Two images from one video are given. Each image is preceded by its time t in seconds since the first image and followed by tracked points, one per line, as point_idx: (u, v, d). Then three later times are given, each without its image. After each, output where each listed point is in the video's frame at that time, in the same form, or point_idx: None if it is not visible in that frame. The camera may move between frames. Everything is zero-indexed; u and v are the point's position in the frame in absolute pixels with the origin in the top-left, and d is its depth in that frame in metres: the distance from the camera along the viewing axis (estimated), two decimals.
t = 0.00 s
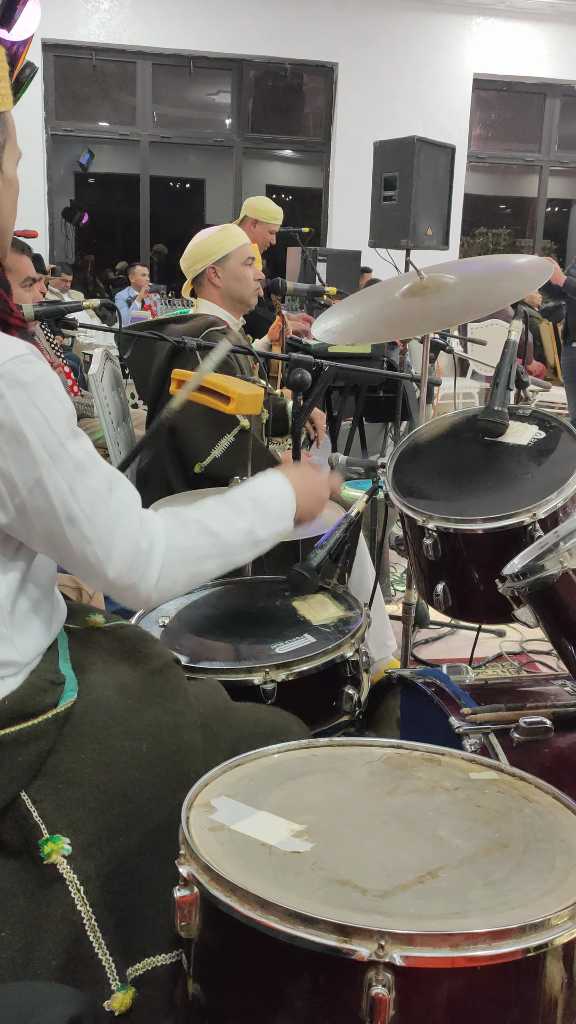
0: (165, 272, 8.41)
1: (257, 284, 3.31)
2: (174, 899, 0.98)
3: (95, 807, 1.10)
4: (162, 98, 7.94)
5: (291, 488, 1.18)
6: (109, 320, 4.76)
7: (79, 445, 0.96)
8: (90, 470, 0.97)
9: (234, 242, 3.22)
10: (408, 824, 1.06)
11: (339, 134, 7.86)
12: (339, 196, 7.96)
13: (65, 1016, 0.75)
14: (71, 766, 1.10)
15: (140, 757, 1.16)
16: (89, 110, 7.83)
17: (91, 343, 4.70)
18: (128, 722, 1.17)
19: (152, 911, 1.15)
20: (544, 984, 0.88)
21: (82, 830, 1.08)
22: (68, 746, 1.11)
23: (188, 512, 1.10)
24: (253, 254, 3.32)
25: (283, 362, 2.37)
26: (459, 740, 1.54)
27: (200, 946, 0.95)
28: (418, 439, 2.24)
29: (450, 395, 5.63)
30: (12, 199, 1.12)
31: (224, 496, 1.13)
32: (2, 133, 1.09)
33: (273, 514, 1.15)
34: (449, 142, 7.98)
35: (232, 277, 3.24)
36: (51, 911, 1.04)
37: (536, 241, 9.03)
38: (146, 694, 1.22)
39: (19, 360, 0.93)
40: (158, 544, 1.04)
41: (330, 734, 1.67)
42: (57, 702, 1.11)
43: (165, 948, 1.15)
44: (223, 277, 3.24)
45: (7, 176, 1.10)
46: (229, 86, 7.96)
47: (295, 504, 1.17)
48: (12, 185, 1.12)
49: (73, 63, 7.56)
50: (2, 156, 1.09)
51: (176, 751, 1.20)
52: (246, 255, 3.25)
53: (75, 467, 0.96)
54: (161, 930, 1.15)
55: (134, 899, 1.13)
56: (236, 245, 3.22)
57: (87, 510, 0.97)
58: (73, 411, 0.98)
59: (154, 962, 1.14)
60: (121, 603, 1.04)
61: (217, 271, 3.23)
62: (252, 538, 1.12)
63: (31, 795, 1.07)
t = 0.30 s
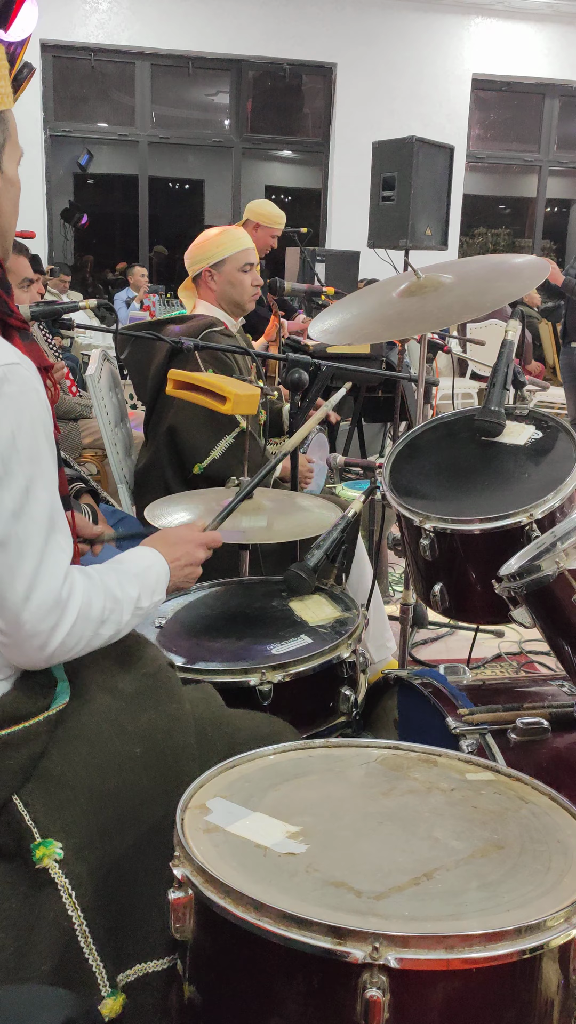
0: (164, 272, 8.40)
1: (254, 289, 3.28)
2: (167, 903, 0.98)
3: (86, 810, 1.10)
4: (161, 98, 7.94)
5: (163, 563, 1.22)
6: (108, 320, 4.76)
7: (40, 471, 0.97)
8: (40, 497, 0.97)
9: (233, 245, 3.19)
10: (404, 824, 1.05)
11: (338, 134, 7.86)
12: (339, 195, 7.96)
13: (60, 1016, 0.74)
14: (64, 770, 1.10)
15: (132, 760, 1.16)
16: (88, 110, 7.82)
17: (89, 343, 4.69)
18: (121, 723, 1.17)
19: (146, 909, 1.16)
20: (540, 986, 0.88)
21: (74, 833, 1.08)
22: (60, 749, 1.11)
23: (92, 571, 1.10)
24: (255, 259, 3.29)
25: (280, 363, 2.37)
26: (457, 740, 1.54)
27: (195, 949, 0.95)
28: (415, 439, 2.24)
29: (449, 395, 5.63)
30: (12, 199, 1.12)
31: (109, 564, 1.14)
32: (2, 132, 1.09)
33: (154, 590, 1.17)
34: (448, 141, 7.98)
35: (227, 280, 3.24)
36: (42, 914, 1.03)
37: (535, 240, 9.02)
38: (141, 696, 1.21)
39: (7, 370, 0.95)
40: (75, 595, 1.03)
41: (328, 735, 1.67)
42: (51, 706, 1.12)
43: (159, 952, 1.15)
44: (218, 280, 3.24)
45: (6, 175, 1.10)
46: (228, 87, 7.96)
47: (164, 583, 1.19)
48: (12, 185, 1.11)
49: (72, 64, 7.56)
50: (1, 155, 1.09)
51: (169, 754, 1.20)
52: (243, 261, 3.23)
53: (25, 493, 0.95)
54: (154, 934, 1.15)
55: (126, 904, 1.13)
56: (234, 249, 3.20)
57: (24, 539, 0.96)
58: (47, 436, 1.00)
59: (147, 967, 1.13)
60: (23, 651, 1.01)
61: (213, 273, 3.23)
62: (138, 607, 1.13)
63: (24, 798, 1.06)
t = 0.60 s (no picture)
0: (165, 273, 8.40)
1: (253, 291, 3.28)
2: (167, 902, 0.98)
3: (86, 810, 1.10)
4: (161, 100, 7.94)
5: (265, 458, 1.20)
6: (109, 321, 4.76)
7: (69, 450, 0.98)
8: (80, 473, 0.99)
9: (234, 247, 3.20)
10: (403, 826, 1.05)
11: (339, 135, 7.85)
12: (339, 197, 7.96)
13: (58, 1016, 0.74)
14: (62, 771, 1.10)
15: (131, 759, 1.16)
16: (89, 112, 7.82)
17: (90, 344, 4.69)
18: (119, 724, 1.17)
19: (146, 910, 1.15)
20: (539, 988, 0.87)
21: (72, 834, 1.08)
22: (58, 750, 1.11)
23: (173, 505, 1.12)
24: (257, 262, 3.28)
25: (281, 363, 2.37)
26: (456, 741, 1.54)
27: (193, 951, 0.95)
28: (415, 439, 2.24)
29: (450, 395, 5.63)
30: (3, 202, 1.11)
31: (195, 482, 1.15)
32: None
33: (249, 490, 1.16)
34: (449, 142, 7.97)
35: (226, 281, 3.24)
36: (41, 917, 1.03)
37: (536, 241, 9.01)
38: (138, 696, 1.21)
39: (6, 364, 0.94)
40: (149, 543, 1.06)
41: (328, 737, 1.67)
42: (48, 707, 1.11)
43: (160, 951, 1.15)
44: (218, 281, 3.25)
45: None
46: (229, 88, 7.97)
47: (267, 478, 1.19)
48: (6, 188, 1.11)
49: (73, 66, 7.57)
50: None
51: (168, 753, 1.20)
52: (242, 263, 3.22)
53: (64, 470, 0.97)
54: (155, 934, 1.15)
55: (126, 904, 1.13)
56: (235, 252, 3.20)
57: (80, 513, 0.98)
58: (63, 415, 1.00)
59: (149, 965, 1.14)
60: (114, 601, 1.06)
61: (212, 273, 3.24)
62: (233, 519, 1.14)
63: (22, 800, 1.06)
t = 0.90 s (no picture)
0: (168, 273, 8.40)
1: (254, 298, 3.28)
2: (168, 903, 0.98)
3: (86, 808, 1.10)
4: (164, 101, 7.94)
5: (186, 537, 1.23)
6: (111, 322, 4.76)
7: (29, 475, 0.96)
8: (35, 502, 0.97)
9: (240, 250, 3.20)
10: (405, 826, 1.05)
11: (342, 136, 7.85)
12: (341, 197, 7.97)
13: (62, 1017, 0.74)
14: (62, 770, 1.10)
15: (131, 756, 1.16)
16: (92, 113, 7.82)
17: (93, 344, 4.68)
18: (120, 721, 1.17)
19: (148, 905, 1.15)
20: (542, 989, 0.87)
21: (74, 832, 1.08)
22: (59, 748, 1.11)
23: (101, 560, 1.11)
24: (261, 268, 3.28)
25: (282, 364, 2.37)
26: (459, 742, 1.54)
27: (194, 951, 0.95)
28: (418, 438, 2.25)
29: (452, 395, 5.63)
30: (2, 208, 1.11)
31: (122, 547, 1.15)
32: None
33: (174, 566, 1.18)
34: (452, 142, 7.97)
35: (228, 284, 3.24)
36: (43, 915, 1.03)
37: (539, 240, 9.01)
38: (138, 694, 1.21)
39: None
40: (79, 591, 1.04)
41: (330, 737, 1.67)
42: (47, 704, 1.11)
43: (163, 947, 1.15)
44: (221, 281, 3.25)
45: None
46: (231, 88, 7.98)
47: (188, 560, 1.20)
48: (5, 194, 1.11)
49: (75, 67, 7.58)
50: None
51: (169, 749, 1.20)
52: (247, 266, 3.22)
53: (18, 499, 0.95)
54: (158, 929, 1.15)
55: (129, 900, 1.13)
56: (240, 254, 3.20)
57: (23, 545, 0.96)
58: (32, 437, 0.98)
59: (152, 961, 1.13)
60: (34, 648, 1.02)
61: (216, 274, 3.24)
62: (155, 589, 1.14)
63: (23, 799, 1.06)
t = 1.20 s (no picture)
0: (171, 273, 8.42)
1: (256, 302, 3.29)
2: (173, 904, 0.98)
3: (91, 812, 1.10)
4: (166, 101, 7.94)
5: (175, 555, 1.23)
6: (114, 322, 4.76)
7: (37, 477, 0.96)
8: (42, 505, 0.96)
9: (247, 254, 3.20)
10: (409, 826, 1.05)
11: (344, 136, 7.85)
12: (344, 197, 7.97)
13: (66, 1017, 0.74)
14: (66, 773, 1.10)
15: (134, 760, 1.16)
16: (94, 114, 7.82)
17: (95, 344, 4.68)
18: (124, 724, 1.17)
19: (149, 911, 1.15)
20: (546, 988, 0.87)
21: (77, 836, 1.08)
22: (62, 751, 1.11)
23: (100, 567, 1.11)
24: (264, 272, 3.29)
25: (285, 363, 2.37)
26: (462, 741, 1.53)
27: (199, 951, 0.95)
28: (421, 438, 2.25)
29: (454, 395, 5.63)
30: (10, 218, 1.13)
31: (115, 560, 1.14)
32: (10, 150, 1.13)
33: (163, 580, 1.17)
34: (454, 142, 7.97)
35: (232, 286, 3.24)
36: (47, 918, 1.03)
37: (541, 240, 9.00)
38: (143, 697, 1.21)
39: None
40: (87, 595, 1.05)
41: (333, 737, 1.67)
42: (51, 707, 1.11)
43: (165, 954, 1.14)
44: (224, 282, 3.24)
45: (7, 191, 1.12)
46: (234, 88, 7.98)
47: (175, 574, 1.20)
48: (13, 204, 1.13)
49: (78, 66, 7.58)
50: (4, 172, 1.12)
51: (173, 753, 1.21)
52: (252, 271, 3.23)
53: (27, 500, 0.95)
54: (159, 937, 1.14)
55: (130, 905, 1.13)
56: (245, 256, 3.20)
57: (33, 545, 0.96)
58: (40, 437, 0.98)
59: (153, 969, 1.12)
60: (40, 652, 1.02)
61: (219, 275, 3.23)
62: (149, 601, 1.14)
63: (26, 802, 1.07)
